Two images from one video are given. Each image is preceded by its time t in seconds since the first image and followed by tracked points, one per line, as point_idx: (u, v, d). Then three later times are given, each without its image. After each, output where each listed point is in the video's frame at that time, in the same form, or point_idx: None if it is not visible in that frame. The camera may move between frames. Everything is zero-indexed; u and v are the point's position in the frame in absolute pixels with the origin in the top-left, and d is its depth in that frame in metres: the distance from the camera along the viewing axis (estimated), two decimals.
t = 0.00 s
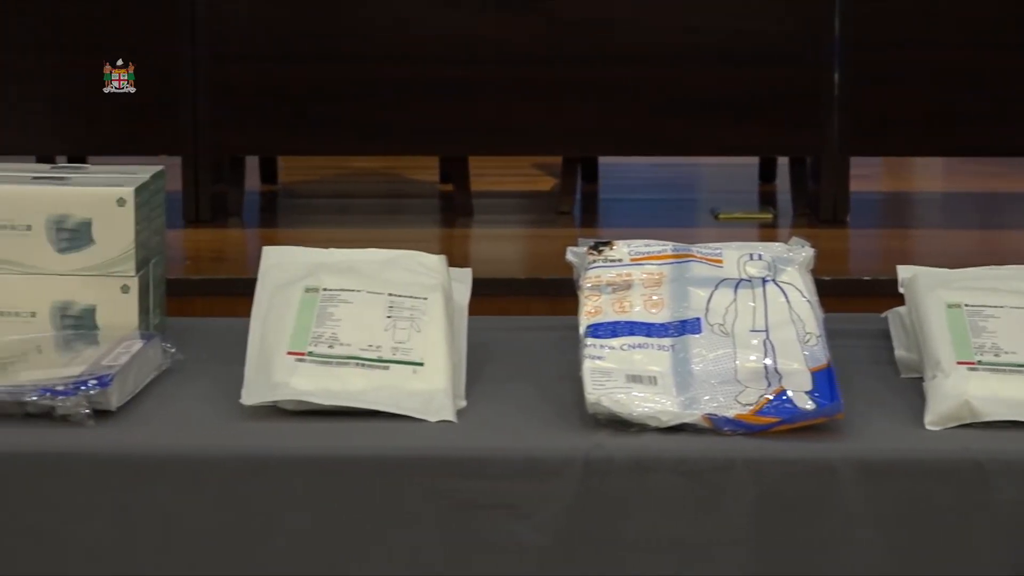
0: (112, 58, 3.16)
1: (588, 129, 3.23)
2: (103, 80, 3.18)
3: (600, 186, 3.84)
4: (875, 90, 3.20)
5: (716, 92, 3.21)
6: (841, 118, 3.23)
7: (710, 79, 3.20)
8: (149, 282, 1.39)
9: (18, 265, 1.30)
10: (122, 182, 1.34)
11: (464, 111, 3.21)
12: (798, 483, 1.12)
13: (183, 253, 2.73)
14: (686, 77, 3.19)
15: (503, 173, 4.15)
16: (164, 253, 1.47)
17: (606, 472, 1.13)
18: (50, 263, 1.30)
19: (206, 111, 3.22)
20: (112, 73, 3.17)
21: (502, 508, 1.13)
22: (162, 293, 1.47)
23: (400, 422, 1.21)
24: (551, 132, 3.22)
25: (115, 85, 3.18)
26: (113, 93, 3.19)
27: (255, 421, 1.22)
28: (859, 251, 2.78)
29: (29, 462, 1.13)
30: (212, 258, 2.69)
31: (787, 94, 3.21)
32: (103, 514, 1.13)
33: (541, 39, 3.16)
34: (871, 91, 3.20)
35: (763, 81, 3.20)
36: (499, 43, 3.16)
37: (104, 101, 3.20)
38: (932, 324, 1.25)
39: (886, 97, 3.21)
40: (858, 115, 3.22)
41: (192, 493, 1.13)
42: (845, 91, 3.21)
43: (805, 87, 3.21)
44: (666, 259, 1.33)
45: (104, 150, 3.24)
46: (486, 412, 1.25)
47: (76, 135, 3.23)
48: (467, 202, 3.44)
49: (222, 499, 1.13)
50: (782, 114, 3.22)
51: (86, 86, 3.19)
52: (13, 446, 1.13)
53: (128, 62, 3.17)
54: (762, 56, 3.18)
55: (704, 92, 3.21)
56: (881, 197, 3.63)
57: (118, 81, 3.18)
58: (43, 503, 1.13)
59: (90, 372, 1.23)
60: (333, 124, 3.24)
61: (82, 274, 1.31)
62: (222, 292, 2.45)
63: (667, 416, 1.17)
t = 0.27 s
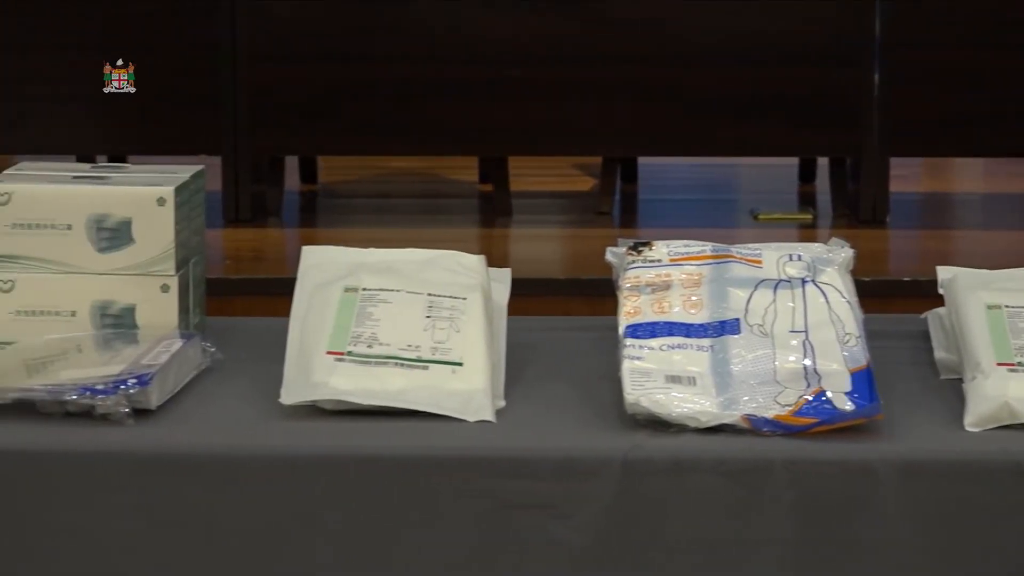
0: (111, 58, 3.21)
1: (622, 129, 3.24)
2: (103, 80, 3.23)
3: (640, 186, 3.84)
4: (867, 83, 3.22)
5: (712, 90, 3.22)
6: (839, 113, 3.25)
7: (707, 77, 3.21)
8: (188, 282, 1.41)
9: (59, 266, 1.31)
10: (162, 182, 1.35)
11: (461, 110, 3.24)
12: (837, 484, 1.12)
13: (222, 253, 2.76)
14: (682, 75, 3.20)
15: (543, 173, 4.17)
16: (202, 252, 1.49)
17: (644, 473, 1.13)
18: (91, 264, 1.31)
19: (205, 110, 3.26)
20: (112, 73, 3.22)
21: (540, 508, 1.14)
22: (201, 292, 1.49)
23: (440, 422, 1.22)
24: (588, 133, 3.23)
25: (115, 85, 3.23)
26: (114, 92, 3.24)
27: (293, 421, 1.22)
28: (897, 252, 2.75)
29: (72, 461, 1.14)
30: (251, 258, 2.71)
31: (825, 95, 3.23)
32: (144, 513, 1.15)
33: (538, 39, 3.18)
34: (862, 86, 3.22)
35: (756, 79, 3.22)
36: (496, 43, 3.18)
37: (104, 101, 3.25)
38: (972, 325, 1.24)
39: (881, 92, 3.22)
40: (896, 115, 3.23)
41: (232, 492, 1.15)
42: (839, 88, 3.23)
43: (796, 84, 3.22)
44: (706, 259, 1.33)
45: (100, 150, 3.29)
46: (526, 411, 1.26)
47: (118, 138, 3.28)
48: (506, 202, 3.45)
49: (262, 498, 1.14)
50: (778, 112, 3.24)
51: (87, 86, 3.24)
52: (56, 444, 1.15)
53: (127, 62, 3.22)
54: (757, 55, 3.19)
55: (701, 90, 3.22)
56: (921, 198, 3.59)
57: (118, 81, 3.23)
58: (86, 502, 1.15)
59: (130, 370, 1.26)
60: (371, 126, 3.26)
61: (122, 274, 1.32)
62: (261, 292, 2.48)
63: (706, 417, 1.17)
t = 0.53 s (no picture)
0: (111, 58, 3.25)
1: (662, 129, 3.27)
2: (103, 80, 3.27)
3: (681, 186, 3.84)
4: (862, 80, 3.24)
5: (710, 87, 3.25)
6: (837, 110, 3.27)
7: (704, 75, 3.24)
8: (229, 282, 1.44)
9: (100, 265, 1.34)
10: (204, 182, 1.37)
11: (463, 109, 3.27)
12: (877, 486, 1.12)
13: (264, 253, 2.78)
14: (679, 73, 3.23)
15: (585, 173, 4.18)
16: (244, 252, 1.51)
17: (685, 473, 1.14)
18: (132, 263, 1.34)
19: (205, 110, 3.30)
20: (112, 73, 3.27)
21: (580, 508, 1.15)
22: (242, 292, 1.52)
23: (481, 422, 1.23)
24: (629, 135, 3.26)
25: (115, 85, 3.27)
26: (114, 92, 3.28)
27: (334, 421, 1.23)
28: (939, 253, 2.73)
29: (111, 462, 1.15)
30: (293, 258, 2.74)
31: (864, 96, 3.25)
32: (183, 514, 1.15)
33: (538, 39, 3.22)
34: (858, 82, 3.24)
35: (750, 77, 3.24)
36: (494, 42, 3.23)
37: (103, 101, 3.29)
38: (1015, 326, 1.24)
39: (879, 89, 3.25)
40: (935, 116, 3.25)
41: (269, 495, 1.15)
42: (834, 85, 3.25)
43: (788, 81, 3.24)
44: (747, 260, 1.34)
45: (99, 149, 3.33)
46: (566, 412, 1.27)
47: (161, 139, 3.32)
48: (547, 202, 3.46)
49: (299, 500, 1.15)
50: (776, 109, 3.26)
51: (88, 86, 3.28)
52: (95, 444, 1.16)
53: (127, 62, 3.26)
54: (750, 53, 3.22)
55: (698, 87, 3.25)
56: (963, 199, 3.55)
57: (118, 81, 3.27)
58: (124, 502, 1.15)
59: (171, 370, 1.27)
60: (412, 126, 3.29)
61: (164, 274, 1.35)
62: (302, 292, 2.51)
63: (747, 417, 1.17)
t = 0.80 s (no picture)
0: (112, 58, 3.30)
1: (702, 130, 3.27)
2: (104, 80, 3.33)
3: (724, 187, 3.83)
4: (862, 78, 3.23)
5: (712, 87, 3.23)
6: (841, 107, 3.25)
7: (706, 75, 3.22)
8: (273, 281, 1.47)
9: (144, 264, 1.37)
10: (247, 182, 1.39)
11: (464, 110, 3.29)
12: (919, 486, 1.12)
13: (307, 253, 2.81)
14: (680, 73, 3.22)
15: (628, 173, 4.18)
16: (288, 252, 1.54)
17: (728, 474, 1.14)
18: (176, 262, 1.37)
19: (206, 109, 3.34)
20: (112, 73, 3.32)
21: (622, 508, 1.16)
22: (286, 289, 1.54)
23: (523, 422, 1.24)
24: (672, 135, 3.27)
25: (115, 85, 3.32)
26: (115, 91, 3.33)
27: (377, 420, 1.24)
28: (983, 254, 2.70)
29: (155, 460, 1.17)
30: (336, 258, 2.77)
31: (908, 95, 3.22)
32: (227, 512, 1.17)
33: (539, 39, 3.23)
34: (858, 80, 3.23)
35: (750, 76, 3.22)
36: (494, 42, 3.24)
37: (104, 100, 3.34)
38: None
39: (881, 86, 3.23)
40: (982, 115, 3.22)
41: (313, 495, 1.16)
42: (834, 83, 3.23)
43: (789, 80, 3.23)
44: (789, 261, 1.34)
45: (101, 148, 3.38)
46: (608, 412, 1.28)
47: (204, 140, 3.36)
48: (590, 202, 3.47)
49: (344, 500, 1.16)
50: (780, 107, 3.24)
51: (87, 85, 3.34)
52: (141, 442, 1.17)
53: (128, 62, 3.31)
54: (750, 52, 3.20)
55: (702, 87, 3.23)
56: (1006, 200, 3.51)
57: (118, 81, 3.32)
58: (167, 501, 1.17)
59: (215, 370, 1.29)
60: (453, 125, 3.30)
61: (206, 274, 1.38)
62: (345, 292, 2.53)
63: (790, 418, 1.17)
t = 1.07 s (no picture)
0: (112, 58, 3.23)
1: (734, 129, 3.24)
2: (103, 79, 3.26)
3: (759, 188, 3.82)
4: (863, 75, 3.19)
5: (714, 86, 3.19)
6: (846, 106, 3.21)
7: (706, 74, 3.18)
8: (310, 282, 1.49)
9: (184, 264, 1.39)
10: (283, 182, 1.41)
11: (466, 113, 3.24)
12: (955, 488, 1.12)
13: (343, 253, 2.84)
14: (681, 72, 3.19)
15: (664, 174, 4.18)
16: (323, 252, 1.56)
17: (763, 475, 1.15)
18: (214, 262, 1.39)
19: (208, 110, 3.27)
20: (112, 73, 3.24)
21: (658, 509, 1.16)
22: (320, 292, 1.56)
23: (559, 421, 1.24)
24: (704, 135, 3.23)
25: (115, 84, 3.25)
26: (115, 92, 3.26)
27: (413, 419, 1.25)
28: (1020, 255, 2.68)
29: (189, 462, 1.17)
30: (372, 257, 2.80)
31: (946, 94, 3.19)
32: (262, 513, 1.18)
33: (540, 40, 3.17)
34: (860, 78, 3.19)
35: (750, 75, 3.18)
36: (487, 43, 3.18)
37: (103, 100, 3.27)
38: None
39: (884, 84, 3.19)
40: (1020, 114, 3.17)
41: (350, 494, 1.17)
42: (835, 81, 3.19)
43: (790, 78, 3.19)
44: (825, 262, 1.34)
45: (100, 150, 3.33)
46: (643, 412, 1.29)
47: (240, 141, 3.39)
48: (626, 203, 3.47)
49: (380, 499, 1.17)
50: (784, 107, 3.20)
51: (87, 85, 3.27)
52: (176, 443, 1.18)
53: (128, 62, 3.24)
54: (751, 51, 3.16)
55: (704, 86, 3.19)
56: None
57: (118, 81, 3.25)
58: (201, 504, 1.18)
59: (250, 370, 1.30)
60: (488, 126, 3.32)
61: (244, 274, 1.40)
62: (381, 292, 2.55)
63: (825, 419, 1.17)
